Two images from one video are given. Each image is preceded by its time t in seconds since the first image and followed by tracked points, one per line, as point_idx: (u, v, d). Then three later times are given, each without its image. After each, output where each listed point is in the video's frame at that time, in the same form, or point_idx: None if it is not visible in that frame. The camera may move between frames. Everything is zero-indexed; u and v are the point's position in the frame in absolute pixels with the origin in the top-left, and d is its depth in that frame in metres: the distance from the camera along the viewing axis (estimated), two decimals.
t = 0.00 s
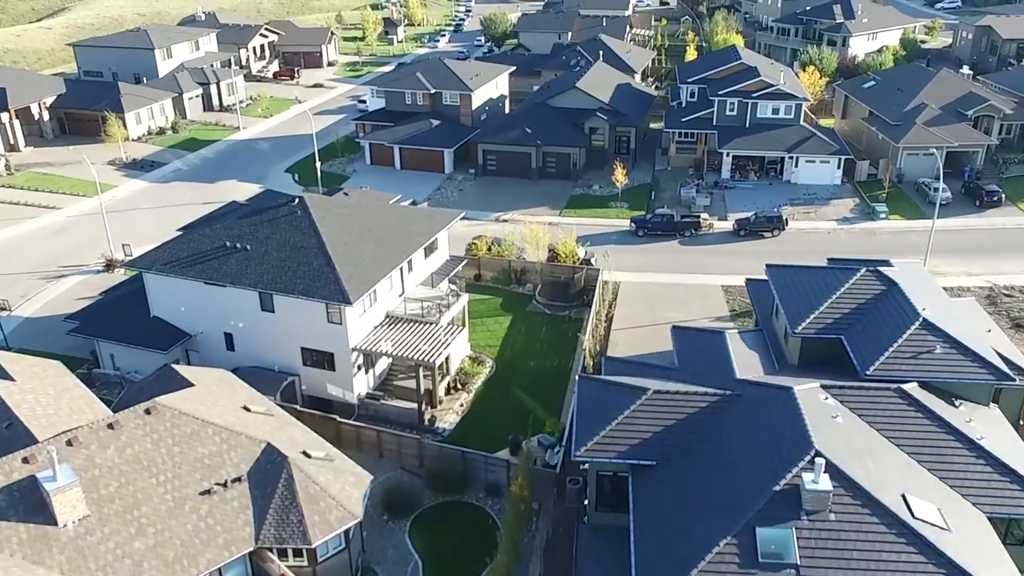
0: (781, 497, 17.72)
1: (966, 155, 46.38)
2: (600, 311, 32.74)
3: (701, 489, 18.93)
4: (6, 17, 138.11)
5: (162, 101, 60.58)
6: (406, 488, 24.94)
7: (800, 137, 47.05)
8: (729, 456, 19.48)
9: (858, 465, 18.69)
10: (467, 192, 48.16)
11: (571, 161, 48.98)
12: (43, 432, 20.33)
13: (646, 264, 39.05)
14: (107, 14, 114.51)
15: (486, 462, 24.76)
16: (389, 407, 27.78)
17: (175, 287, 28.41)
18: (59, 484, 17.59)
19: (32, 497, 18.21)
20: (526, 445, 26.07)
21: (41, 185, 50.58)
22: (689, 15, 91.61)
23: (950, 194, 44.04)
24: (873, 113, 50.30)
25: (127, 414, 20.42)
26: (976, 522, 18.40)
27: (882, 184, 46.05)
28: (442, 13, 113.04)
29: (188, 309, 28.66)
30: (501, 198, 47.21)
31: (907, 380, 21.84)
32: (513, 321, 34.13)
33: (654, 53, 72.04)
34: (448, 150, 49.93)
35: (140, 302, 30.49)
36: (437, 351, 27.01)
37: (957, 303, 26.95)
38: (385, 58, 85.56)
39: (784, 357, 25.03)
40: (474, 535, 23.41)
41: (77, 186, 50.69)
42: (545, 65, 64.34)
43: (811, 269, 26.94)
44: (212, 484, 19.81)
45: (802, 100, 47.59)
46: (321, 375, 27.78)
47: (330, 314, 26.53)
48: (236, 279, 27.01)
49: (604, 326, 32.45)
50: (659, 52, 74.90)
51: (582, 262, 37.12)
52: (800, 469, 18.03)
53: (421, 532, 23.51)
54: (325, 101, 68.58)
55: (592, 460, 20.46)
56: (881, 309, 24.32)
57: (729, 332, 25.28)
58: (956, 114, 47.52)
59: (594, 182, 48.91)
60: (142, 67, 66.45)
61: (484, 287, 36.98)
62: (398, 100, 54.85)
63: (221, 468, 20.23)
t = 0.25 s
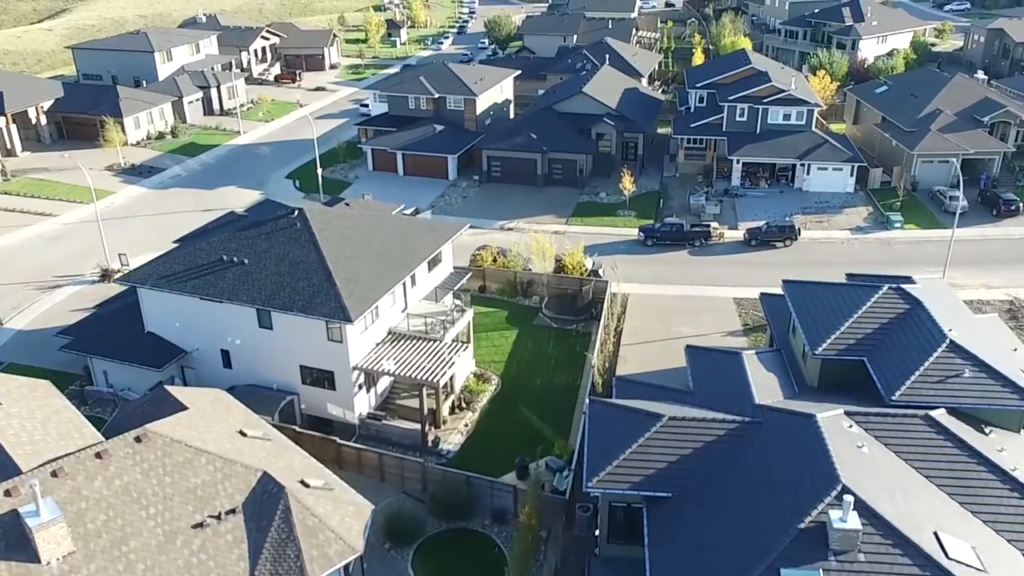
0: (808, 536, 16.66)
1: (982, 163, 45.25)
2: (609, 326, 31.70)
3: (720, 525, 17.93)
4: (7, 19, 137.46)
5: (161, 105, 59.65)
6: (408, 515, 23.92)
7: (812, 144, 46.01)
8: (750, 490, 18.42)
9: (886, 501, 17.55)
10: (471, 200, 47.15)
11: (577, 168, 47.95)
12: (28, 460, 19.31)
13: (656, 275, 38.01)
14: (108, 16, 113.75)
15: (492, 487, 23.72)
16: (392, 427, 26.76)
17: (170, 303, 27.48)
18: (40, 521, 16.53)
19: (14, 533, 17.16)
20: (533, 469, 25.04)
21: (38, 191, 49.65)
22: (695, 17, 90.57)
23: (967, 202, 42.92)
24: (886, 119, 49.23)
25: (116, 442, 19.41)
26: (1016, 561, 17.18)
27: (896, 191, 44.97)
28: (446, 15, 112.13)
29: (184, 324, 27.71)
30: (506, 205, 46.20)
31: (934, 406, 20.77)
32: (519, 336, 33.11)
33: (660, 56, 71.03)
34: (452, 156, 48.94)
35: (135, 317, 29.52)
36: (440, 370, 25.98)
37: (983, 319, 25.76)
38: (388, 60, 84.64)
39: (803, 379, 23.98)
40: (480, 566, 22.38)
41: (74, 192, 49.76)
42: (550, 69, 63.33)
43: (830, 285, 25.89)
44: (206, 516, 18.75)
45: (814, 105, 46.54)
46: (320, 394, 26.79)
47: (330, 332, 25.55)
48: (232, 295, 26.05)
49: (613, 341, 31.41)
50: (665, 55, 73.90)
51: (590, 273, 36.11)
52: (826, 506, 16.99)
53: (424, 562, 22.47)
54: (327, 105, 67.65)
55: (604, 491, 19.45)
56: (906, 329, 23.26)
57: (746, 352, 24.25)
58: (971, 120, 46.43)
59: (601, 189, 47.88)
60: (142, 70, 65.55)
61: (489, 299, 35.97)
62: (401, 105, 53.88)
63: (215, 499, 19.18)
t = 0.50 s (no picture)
0: None
1: (998, 169, 44.22)
2: (618, 340, 30.72)
3: (741, 561, 16.97)
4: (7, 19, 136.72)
5: (160, 108, 58.72)
6: (411, 542, 22.95)
7: (823, 150, 45.02)
8: (771, 523, 17.47)
9: (916, 534, 16.51)
10: (475, 206, 46.20)
11: (583, 174, 46.98)
12: (11, 490, 18.33)
13: (665, 286, 37.04)
14: (108, 17, 112.94)
15: (499, 513, 22.74)
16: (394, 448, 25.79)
17: (165, 318, 26.55)
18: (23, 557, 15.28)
19: None
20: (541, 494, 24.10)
21: (34, 197, 48.74)
22: (700, 19, 89.59)
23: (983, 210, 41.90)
24: (898, 124, 48.24)
25: (105, 471, 18.44)
26: None
27: (909, 199, 43.97)
28: (448, 16, 111.24)
29: (179, 340, 26.76)
30: (511, 212, 45.24)
31: (964, 433, 19.78)
32: (525, 350, 32.14)
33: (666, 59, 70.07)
34: (455, 161, 47.98)
35: (129, 331, 28.57)
36: (445, 389, 25.02)
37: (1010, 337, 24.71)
38: (390, 62, 83.71)
39: (822, 401, 23.01)
40: None
41: (69, 198, 48.84)
42: (555, 72, 62.36)
43: (849, 301, 24.90)
44: (198, 550, 17.73)
45: (825, 111, 45.55)
46: (320, 413, 25.84)
47: (330, 349, 24.60)
48: (229, 311, 25.11)
49: (622, 356, 30.44)
50: (671, 58, 72.96)
51: (598, 285, 35.16)
52: (855, 544, 16.02)
53: None
54: (329, 108, 66.73)
55: (618, 523, 18.47)
56: (931, 349, 22.27)
57: (763, 373, 23.30)
58: (986, 126, 45.40)
59: (607, 196, 46.90)
60: (140, 73, 64.65)
61: (493, 311, 35.00)
62: (403, 109, 52.92)
63: (208, 531, 18.17)
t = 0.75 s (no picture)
0: None
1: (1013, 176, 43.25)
2: (626, 355, 29.79)
3: None
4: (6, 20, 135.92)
5: (157, 112, 57.80)
6: (413, 569, 21.99)
7: (834, 156, 44.08)
8: (794, 560, 16.51)
9: (950, 571, 15.52)
10: (478, 213, 45.27)
11: (588, 179, 46.04)
12: None
13: (673, 297, 36.11)
14: (107, 18, 112.10)
15: (504, 540, 21.77)
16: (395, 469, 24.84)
17: (157, 334, 25.61)
18: None
19: None
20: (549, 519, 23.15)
21: (28, 203, 47.82)
22: (704, 20, 88.67)
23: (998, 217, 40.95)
24: (909, 129, 47.29)
25: (91, 502, 17.50)
26: None
27: (922, 206, 43.03)
28: (450, 18, 110.36)
29: (173, 356, 25.82)
30: (514, 219, 44.30)
31: (994, 461, 18.83)
32: (530, 364, 31.18)
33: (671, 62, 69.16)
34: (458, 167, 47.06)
35: (121, 346, 27.65)
36: (448, 408, 24.07)
37: None
38: (391, 64, 82.83)
39: (842, 423, 22.05)
40: None
41: (64, 204, 47.91)
42: (558, 76, 61.43)
43: (868, 318, 23.93)
44: None
45: (836, 115, 44.59)
46: (318, 433, 24.90)
47: (328, 367, 23.66)
48: (224, 327, 24.19)
49: (630, 371, 29.51)
50: (675, 60, 72.03)
51: (604, 296, 34.23)
52: None
53: None
54: (328, 112, 65.83)
55: (631, 558, 17.49)
56: (956, 370, 21.30)
57: (780, 394, 22.35)
58: (1000, 131, 44.45)
59: (613, 202, 45.96)
60: (138, 76, 63.76)
61: (497, 323, 34.08)
62: (404, 113, 51.99)
63: (200, 565, 17.20)
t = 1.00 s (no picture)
0: None
1: None
2: (633, 369, 28.87)
3: None
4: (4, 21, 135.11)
5: (153, 116, 56.86)
6: None
7: (843, 162, 43.17)
8: None
9: None
10: (479, 219, 44.37)
11: (592, 185, 45.14)
12: None
13: (680, 307, 35.19)
14: (105, 19, 111.26)
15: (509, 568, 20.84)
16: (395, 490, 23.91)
17: (148, 351, 24.67)
18: None
19: None
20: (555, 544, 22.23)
21: (21, 209, 46.92)
22: (707, 22, 87.78)
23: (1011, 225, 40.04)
24: (918, 134, 46.37)
25: (74, 536, 16.59)
26: None
27: (933, 213, 42.12)
28: (450, 19, 109.48)
29: (165, 373, 24.89)
30: (516, 226, 43.39)
31: None
32: (533, 379, 30.25)
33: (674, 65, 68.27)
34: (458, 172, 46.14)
35: (111, 362, 26.73)
36: (450, 429, 23.15)
37: None
38: (391, 66, 81.91)
39: (861, 447, 21.13)
40: None
41: (58, 210, 47.00)
42: (560, 79, 60.51)
43: (887, 334, 22.99)
44: None
45: (845, 120, 43.67)
46: (315, 454, 23.98)
47: (326, 386, 22.74)
48: (217, 344, 23.27)
49: (638, 386, 28.59)
50: (679, 62, 71.13)
51: (610, 307, 33.31)
52: None
53: None
54: (327, 115, 64.91)
55: None
56: (981, 391, 20.37)
57: (796, 416, 21.43)
58: (1012, 136, 43.52)
59: (617, 209, 45.04)
60: (133, 78, 62.81)
61: (500, 335, 33.17)
62: (404, 117, 51.06)
63: None
